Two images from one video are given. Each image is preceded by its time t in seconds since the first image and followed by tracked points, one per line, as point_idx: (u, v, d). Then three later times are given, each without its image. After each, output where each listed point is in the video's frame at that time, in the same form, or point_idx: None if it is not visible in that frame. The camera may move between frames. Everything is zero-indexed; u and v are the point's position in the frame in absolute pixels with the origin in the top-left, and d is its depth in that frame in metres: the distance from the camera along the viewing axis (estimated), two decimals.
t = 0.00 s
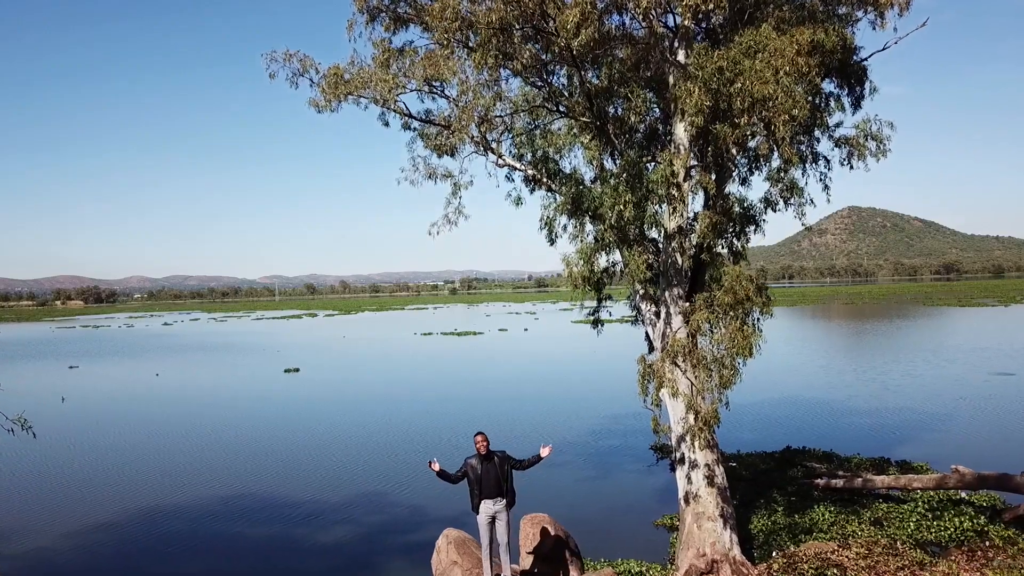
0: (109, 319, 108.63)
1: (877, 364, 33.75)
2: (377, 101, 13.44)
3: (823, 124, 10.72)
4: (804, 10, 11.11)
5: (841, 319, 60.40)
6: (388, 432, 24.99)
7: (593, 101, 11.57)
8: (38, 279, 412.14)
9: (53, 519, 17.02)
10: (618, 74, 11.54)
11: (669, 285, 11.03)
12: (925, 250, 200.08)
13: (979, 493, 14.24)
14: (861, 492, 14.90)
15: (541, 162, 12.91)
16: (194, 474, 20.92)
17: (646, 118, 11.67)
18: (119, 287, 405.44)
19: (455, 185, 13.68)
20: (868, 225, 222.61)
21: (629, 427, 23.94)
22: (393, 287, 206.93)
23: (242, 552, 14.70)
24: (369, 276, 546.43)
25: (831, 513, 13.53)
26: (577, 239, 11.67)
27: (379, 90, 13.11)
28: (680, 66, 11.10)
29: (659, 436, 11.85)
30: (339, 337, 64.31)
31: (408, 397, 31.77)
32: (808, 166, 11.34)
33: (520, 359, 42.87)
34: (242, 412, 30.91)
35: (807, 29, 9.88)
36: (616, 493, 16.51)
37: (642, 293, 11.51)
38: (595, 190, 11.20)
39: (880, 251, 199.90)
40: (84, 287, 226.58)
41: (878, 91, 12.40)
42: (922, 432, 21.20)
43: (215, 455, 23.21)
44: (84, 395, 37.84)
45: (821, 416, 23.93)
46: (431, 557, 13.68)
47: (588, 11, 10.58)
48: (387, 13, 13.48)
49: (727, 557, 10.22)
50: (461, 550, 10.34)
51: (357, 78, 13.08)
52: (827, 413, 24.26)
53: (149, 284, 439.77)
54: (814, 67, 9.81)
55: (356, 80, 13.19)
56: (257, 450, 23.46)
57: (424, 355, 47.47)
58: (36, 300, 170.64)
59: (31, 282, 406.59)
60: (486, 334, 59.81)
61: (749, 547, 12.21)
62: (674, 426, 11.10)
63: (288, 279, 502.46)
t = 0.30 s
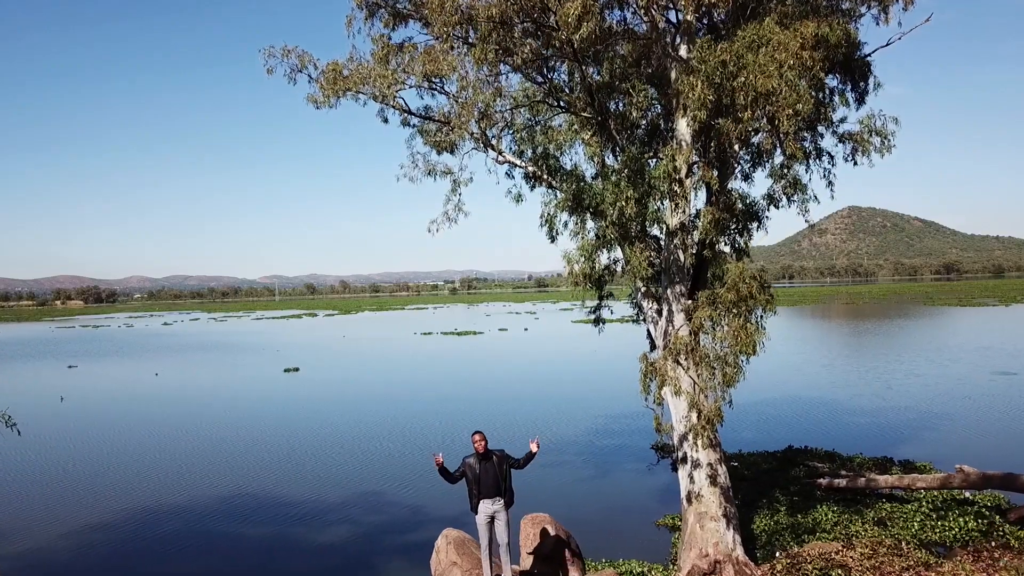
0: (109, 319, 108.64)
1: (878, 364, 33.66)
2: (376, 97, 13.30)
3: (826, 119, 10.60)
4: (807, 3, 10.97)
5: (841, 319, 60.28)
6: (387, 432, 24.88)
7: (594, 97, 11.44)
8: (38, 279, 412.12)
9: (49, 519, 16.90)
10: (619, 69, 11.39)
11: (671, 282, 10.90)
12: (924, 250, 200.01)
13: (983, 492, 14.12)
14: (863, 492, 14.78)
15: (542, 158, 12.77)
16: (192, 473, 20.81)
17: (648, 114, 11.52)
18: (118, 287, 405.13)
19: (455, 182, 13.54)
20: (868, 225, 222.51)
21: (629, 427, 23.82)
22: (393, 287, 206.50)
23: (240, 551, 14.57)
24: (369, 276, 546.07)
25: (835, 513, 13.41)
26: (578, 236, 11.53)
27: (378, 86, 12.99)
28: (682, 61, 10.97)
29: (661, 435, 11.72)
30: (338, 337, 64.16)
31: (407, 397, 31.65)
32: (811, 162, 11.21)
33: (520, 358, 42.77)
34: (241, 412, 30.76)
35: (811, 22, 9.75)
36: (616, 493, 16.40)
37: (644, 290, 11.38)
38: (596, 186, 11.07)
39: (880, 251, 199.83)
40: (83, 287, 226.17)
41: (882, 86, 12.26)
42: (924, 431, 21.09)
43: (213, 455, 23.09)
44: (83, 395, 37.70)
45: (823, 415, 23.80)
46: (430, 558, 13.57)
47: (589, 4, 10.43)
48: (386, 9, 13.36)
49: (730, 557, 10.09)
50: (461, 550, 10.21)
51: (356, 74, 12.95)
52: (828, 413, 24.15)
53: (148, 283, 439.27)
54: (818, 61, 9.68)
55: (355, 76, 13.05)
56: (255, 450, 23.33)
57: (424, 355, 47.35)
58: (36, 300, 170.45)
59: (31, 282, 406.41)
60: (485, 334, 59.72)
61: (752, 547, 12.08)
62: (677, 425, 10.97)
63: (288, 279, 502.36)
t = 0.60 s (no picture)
0: (109, 319, 108.55)
1: (878, 364, 33.54)
2: (375, 93, 13.17)
3: (829, 114, 10.50)
4: None
5: (842, 318, 60.15)
6: (387, 432, 24.77)
7: (595, 92, 11.29)
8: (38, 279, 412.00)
9: (46, 519, 16.77)
10: (620, 65, 11.26)
11: (673, 280, 10.76)
12: (924, 250, 199.87)
13: (987, 492, 14.01)
14: (866, 492, 14.67)
15: (542, 155, 12.65)
16: (191, 473, 20.72)
17: (649, 110, 11.39)
18: (118, 287, 405.04)
19: (455, 179, 13.42)
20: (869, 225, 222.44)
21: (630, 427, 23.72)
22: (393, 287, 206.22)
23: (238, 551, 14.46)
24: (369, 276, 545.92)
25: (837, 513, 13.30)
26: (579, 234, 11.40)
27: (377, 82, 12.88)
28: (684, 56, 10.86)
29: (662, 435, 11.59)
30: (338, 337, 64.05)
31: (407, 396, 31.56)
32: (814, 159, 11.10)
33: (520, 358, 42.67)
34: (240, 412, 30.66)
35: (816, 16, 9.63)
36: (617, 493, 16.29)
37: (646, 288, 11.24)
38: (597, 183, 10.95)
39: (880, 251, 199.73)
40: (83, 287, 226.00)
41: (885, 83, 12.16)
42: (927, 431, 20.99)
43: (212, 454, 22.98)
44: (82, 395, 37.59)
45: (825, 415, 23.70)
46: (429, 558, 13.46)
47: None
48: (385, 5, 13.24)
49: (732, 558, 9.96)
50: (460, 551, 10.08)
51: (354, 70, 12.83)
52: (830, 412, 24.03)
53: (148, 283, 439.13)
54: (823, 55, 9.56)
55: (353, 72, 12.88)
56: (255, 450, 23.21)
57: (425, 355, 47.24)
58: (36, 300, 170.27)
59: (31, 283, 406.32)
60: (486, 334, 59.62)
61: (754, 547, 11.95)
62: (678, 424, 10.83)
63: (288, 279, 502.22)
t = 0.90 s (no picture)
0: (109, 318, 108.38)
1: (879, 364, 33.41)
2: (374, 91, 13.08)
3: (834, 110, 10.38)
4: None
5: (843, 318, 60.02)
6: (386, 432, 24.67)
7: (596, 88, 11.16)
8: (37, 279, 411.60)
9: (42, 519, 16.64)
10: (622, 61, 11.15)
11: (676, 278, 10.64)
12: (924, 250, 199.77)
13: (991, 492, 13.90)
14: (870, 492, 14.56)
15: (543, 152, 12.53)
16: (189, 473, 20.60)
17: (651, 107, 11.28)
18: (118, 286, 405.06)
19: (455, 176, 13.31)
20: (869, 225, 222.36)
21: (631, 427, 23.62)
22: (393, 287, 206.09)
23: (236, 552, 14.35)
24: (369, 275, 546.04)
25: (840, 513, 13.18)
26: (580, 231, 11.28)
27: (376, 78, 12.77)
28: (686, 52, 10.76)
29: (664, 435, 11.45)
30: (338, 337, 63.94)
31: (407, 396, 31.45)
32: (818, 155, 10.98)
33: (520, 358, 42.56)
34: (239, 412, 30.55)
35: (820, 10, 9.52)
36: (618, 493, 16.18)
37: (648, 286, 11.10)
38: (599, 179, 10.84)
39: (880, 251, 199.63)
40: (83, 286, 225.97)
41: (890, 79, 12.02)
42: (929, 431, 20.90)
43: (211, 454, 22.86)
44: (81, 395, 37.46)
45: (827, 414, 23.59)
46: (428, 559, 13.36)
47: None
48: (384, 1, 13.13)
49: (735, 559, 9.83)
50: (460, 552, 9.95)
51: (353, 66, 12.71)
52: (831, 412, 23.90)
53: (149, 283, 439.25)
54: (828, 49, 9.44)
55: (353, 68, 12.76)
56: (254, 450, 23.10)
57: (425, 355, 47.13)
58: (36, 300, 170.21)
59: (31, 282, 405.92)
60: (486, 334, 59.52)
61: (757, 548, 11.83)
62: (681, 423, 10.71)
63: (289, 280, 501.93)
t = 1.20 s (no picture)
0: (109, 318, 108.17)
1: (880, 363, 33.28)
2: (373, 87, 12.93)
3: (837, 105, 10.26)
4: None
5: (843, 318, 59.88)
6: (385, 432, 24.54)
7: (598, 84, 11.01)
8: (37, 279, 411.35)
9: (38, 520, 16.51)
10: (623, 56, 11.02)
11: (678, 276, 10.51)
12: (924, 250, 199.63)
13: (996, 493, 13.76)
14: (873, 492, 14.43)
15: (544, 149, 12.40)
16: (188, 473, 20.47)
17: (652, 103, 11.15)
18: (118, 286, 405.05)
19: (454, 174, 13.18)
20: (869, 224, 222.20)
21: (632, 427, 23.53)
22: (393, 287, 205.83)
23: (233, 552, 14.23)
24: (369, 276, 545.97)
25: (844, 514, 13.05)
26: (581, 228, 11.15)
27: (375, 75, 12.64)
28: (688, 47, 10.64)
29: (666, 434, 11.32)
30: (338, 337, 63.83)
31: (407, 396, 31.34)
32: (822, 152, 10.86)
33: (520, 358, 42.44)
34: (238, 412, 30.44)
35: (825, 3, 9.39)
36: (619, 492, 16.10)
37: (650, 284, 10.97)
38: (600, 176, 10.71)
39: (880, 251, 199.52)
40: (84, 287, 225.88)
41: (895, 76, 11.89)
42: (931, 430, 20.79)
43: (209, 454, 22.75)
44: (79, 395, 37.30)
45: (828, 414, 23.47)
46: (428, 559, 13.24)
47: None
48: None
49: (738, 561, 9.73)
50: (459, 554, 9.81)
51: (352, 62, 12.58)
52: (832, 412, 23.82)
53: (149, 283, 439.22)
54: (833, 43, 9.32)
55: (351, 64, 12.63)
56: (252, 450, 22.99)
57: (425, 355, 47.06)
58: (36, 300, 170.01)
59: (32, 283, 405.51)
60: (486, 334, 59.41)
61: (760, 549, 11.70)
62: (683, 423, 10.58)
63: (288, 280, 501.60)
